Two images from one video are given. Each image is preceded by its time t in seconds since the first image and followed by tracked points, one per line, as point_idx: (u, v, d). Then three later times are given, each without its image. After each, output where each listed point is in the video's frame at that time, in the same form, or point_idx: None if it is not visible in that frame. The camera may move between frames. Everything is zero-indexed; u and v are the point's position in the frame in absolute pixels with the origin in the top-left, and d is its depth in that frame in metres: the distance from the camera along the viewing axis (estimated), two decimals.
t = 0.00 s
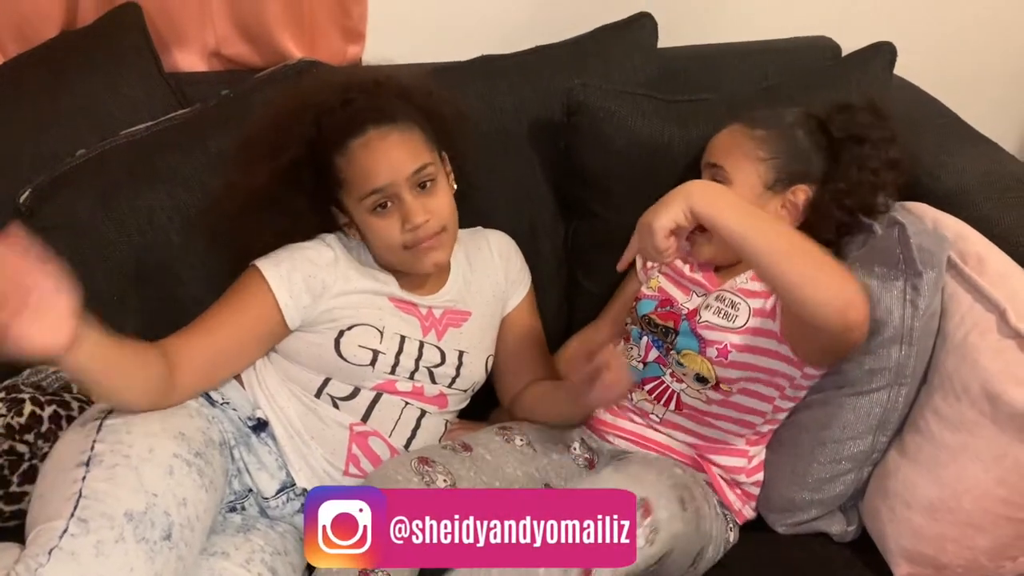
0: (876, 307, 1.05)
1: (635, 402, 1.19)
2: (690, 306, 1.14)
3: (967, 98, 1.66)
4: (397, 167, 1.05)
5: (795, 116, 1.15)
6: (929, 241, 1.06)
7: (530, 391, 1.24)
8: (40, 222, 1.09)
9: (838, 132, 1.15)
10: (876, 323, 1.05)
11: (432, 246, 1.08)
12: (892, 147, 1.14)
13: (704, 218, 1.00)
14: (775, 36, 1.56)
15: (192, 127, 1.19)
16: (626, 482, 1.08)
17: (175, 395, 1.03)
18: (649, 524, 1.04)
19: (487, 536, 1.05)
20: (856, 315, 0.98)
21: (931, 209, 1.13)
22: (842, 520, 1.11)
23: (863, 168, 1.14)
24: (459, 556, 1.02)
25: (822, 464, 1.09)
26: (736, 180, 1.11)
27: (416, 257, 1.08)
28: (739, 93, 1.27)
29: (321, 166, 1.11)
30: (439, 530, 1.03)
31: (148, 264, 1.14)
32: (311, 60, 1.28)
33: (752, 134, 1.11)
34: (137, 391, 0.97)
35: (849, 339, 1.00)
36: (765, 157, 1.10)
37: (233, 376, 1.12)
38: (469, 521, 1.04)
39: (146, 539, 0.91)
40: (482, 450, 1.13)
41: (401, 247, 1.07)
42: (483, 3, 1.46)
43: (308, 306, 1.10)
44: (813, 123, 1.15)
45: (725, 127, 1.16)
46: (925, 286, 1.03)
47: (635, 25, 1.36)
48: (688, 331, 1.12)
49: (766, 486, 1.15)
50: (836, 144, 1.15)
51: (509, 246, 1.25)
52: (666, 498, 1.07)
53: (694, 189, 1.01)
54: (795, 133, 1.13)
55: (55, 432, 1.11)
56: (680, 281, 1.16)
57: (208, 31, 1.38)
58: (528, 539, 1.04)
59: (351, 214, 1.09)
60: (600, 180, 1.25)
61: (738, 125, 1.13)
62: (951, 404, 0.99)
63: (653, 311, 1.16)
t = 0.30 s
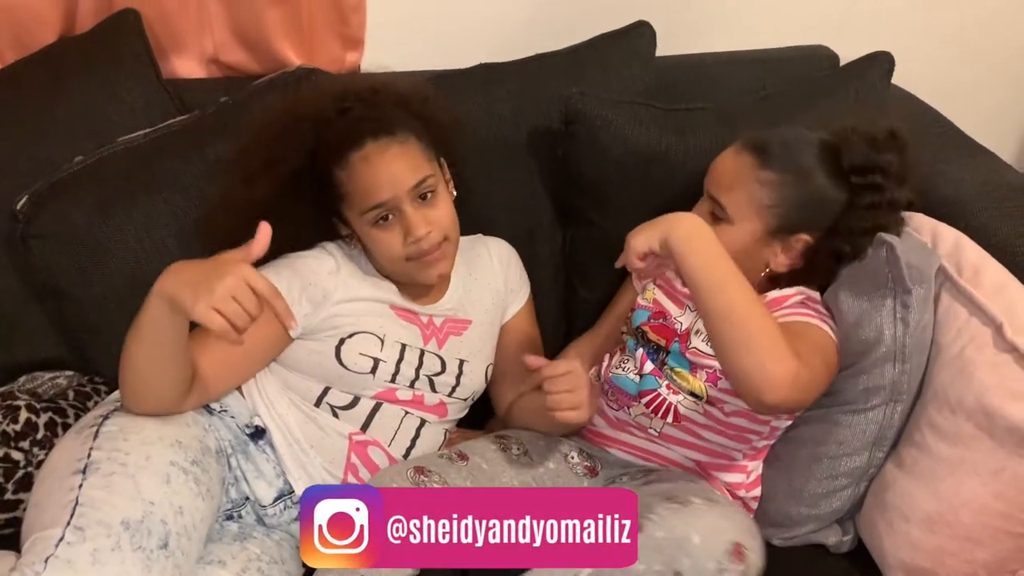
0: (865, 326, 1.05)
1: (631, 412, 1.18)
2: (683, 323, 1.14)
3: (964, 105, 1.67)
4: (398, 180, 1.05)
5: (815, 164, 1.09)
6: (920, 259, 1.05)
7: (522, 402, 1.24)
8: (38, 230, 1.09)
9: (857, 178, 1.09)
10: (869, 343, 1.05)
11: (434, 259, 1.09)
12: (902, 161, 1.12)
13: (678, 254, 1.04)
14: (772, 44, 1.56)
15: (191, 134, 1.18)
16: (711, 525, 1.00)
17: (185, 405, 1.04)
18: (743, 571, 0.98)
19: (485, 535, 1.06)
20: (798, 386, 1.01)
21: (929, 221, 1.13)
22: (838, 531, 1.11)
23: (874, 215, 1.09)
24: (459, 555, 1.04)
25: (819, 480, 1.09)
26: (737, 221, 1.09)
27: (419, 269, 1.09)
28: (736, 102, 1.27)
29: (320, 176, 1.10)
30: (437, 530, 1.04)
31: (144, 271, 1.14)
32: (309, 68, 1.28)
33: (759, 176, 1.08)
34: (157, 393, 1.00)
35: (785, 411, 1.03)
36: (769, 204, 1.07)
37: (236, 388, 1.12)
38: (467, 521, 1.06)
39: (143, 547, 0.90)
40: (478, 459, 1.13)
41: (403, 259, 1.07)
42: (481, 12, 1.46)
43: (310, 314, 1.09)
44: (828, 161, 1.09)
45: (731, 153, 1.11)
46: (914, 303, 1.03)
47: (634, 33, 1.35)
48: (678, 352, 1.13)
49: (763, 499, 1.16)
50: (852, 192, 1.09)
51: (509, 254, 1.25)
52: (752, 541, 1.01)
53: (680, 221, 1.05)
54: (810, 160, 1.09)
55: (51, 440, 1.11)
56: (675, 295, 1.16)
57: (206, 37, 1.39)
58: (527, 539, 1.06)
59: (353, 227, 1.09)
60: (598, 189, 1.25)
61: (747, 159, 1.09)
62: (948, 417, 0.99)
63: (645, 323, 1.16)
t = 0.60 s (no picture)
0: (867, 337, 1.06)
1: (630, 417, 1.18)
2: (685, 330, 1.16)
3: (961, 110, 1.67)
4: (400, 184, 1.05)
5: (828, 191, 1.08)
6: (919, 266, 1.05)
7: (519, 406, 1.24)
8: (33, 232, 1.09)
9: (870, 204, 1.09)
10: (869, 355, 1.06)
11: (439, 258, 1.09)
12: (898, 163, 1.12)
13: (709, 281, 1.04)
14: (769, 48, 1.57)
15: (187, 136, 1.18)
16: (713, 462, 1.02)
17: (182, 407, 1.04)
18: (747, 502, 0.99)
19: (484, 535, 1.05)
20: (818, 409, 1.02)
21: (927, 228, 1.14)
22: (833, 534, 1.12)
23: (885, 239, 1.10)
24: (456, 556, 1.03)
25: (817, 483, 1.09)
26: (750, 252, 1.09)
27: (423, 270, 1.09)
28: (732, 106, 1.27)
29: (317, 183, 1.09)
30: (436, 529, 1.04)
31: (140, 273, 1.14)
32: (306, 71, 1.29)
33: (770, 206, 1.07)
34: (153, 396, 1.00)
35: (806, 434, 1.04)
36: (782, 234, 1.08)
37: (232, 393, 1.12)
38: (465, 520, 1.05)
39: (137, 549, 0.90)
40: (478, 462, 1.13)
41: (409, 260, 1.07)
42: (478, 16, 1.46)
43: (307, 318, 1.09)
44: (840, 186, 1.09)
45: (738, 178, 1.09)
46: (914, 310, 1.03)
47: (630, 38, 1.34)
48: (683, 360, 1.15)
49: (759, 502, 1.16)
50: (863, 215, 1.10)
51: (506, 258, 1.25)
52: (755, 475, 1.02)
53: (710, 253, 1.04)
54: (813, 173, 1.08)
55: (45, 442, 1.11)
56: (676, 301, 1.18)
57: (204, 39, 1.39)
58: (525, 538, 1.04)
59: (355, 232, 1.09)
60: (594, 193, 1.25)
61: (757, 188, 1.08)
62: (943, 421, 0.99)
63: (649, 329, 1.17)
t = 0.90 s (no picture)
0: (859, 337, 1.06)
1: (623, 418, 1.18)
2: (679, 333, 1.16)
3: (956, 113, 1.68)
4: (397, 188, 1.05)
5: (814, 191, 1.08)
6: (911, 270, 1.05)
7: (509, 408, 1.22)
8: (29, 232, 1.09)
9: (854, 202, 1.10)
10: (862, 358, 1.06)
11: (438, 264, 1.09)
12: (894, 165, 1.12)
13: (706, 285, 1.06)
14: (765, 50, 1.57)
15: (184, 137, 1.18)
16: (649, 443, 1.04)
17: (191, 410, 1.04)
18: (684, 480, 1.00)
19: (483, 535, 1.06)
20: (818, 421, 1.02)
21: (921, 228, 1.14)
22: (830, 534, 1.12)
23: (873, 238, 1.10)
24: (455, 554, 1.05)
25: (813, 484, 1.09)
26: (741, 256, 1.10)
27: (422, 274, 1.10)
28: (729, 108, 1.27)
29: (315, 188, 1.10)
30: (433, 529, 1.04)
31: (137, 274, 1.14)
32: (303, 72, 1.29)
33: (758, 209, 1.07)
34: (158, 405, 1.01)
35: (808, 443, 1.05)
36: (773, 236, 1.08)
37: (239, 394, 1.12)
38: (465, 520, 1.06)
39: (133, 553, 0.90)
40: (463, 448, 1.16)
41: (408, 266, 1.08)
42: (475, 17, 1.47)
43: (309, 324, 1.08)
44: (826, 186, 1.09)
45: (725, 184, 1.10)
46: (905, 311, 1.03)
47: (627, 39, 1.34)
48: (676, 361, 1.14)
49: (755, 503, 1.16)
50: (849, 214, 1.10)
51: (502, 260, 1.25)
52: (694, 450, 1.03)
53: (706, 258, 1.06)
54: (804, 173, 1.08)
55: (42, 442, 1.10)
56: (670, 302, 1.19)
57: (201, 41, 1.39)
58: (525, 537, 1.06)
59: (353, 238, 1.09)
60: (591, 193, 1.26)
61: (744, 192, 1.08)
62: (939, 422, 1.00)
63: (641, 330, 1.16)
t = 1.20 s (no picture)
0: (856, 337, 1.06)
1: (620, 417, 1.19)
2: (678, 333, 1.16)
3: (951, 112, 1.68)
4: (392, 185, 1.05)
5: (809, 187, 1.09)
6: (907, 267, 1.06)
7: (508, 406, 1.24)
8: (25, 229, 1.08)
9: (848, 197, 1.10)
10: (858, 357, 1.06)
11: (432, 260, 1.09)
12: (891, 164, 1.12)
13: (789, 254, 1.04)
14: (761, 50, 1.57)
15: (180, 135, 1.18)
16: (713, 528, 1.02)
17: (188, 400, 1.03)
18: (747, 570, 1.00)
19: (482, 534, 1.06)
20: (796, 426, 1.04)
21: (916, 227, 1.15)
22: (825, 534, 1.12)
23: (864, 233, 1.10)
24: (454, 554, 1.04)
25: (810, 483, 1.09)
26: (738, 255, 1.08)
27: (416, 271, 1.10)
28: (725, 107, 1.27)
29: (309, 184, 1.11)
30: (431, 528, 1.03)
31: (134, 272, 1.14)
32: (299, 71, 1.28)
33: (753, 206, 1.08)
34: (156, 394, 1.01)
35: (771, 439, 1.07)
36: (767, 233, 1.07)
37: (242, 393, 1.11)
38: (463, 519, 1.05)
39: (128, 549, 0.90)
40: (456, 442, 1.14)
41: (402, 263, 1.08)
42: (471, 16, 1.47)
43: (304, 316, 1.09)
44: (820, 182, 1.09)
45: (719, 184, 1.10)
46: (902, 310, 1.03)
47: (623, 39, 1.35)
48: (675, 361, 1.15)
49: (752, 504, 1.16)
50: (842, 209, 1.10)
51: (497, 258, 1.25)
52: (757, 540, 1.02)
53: (802, 233, 1.04)
54: (796, 171, 1.09)
55: (38, 440, 1.10)
56: (668, 301, 1.20)
57: (197, 40, 1.39)
58: (523, 537, 1.06)
59: (349, 236, 1.09)
60: (587, 192, 1.25)
61: (739, 191, 1.08)
62: (935, 421, 1.00)
63: (641, 330, 1.19)
